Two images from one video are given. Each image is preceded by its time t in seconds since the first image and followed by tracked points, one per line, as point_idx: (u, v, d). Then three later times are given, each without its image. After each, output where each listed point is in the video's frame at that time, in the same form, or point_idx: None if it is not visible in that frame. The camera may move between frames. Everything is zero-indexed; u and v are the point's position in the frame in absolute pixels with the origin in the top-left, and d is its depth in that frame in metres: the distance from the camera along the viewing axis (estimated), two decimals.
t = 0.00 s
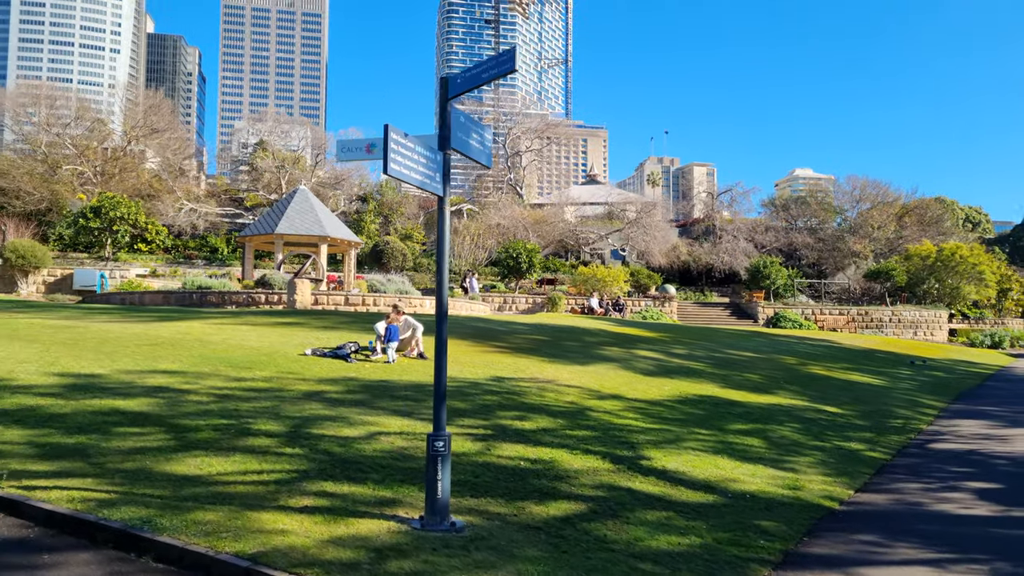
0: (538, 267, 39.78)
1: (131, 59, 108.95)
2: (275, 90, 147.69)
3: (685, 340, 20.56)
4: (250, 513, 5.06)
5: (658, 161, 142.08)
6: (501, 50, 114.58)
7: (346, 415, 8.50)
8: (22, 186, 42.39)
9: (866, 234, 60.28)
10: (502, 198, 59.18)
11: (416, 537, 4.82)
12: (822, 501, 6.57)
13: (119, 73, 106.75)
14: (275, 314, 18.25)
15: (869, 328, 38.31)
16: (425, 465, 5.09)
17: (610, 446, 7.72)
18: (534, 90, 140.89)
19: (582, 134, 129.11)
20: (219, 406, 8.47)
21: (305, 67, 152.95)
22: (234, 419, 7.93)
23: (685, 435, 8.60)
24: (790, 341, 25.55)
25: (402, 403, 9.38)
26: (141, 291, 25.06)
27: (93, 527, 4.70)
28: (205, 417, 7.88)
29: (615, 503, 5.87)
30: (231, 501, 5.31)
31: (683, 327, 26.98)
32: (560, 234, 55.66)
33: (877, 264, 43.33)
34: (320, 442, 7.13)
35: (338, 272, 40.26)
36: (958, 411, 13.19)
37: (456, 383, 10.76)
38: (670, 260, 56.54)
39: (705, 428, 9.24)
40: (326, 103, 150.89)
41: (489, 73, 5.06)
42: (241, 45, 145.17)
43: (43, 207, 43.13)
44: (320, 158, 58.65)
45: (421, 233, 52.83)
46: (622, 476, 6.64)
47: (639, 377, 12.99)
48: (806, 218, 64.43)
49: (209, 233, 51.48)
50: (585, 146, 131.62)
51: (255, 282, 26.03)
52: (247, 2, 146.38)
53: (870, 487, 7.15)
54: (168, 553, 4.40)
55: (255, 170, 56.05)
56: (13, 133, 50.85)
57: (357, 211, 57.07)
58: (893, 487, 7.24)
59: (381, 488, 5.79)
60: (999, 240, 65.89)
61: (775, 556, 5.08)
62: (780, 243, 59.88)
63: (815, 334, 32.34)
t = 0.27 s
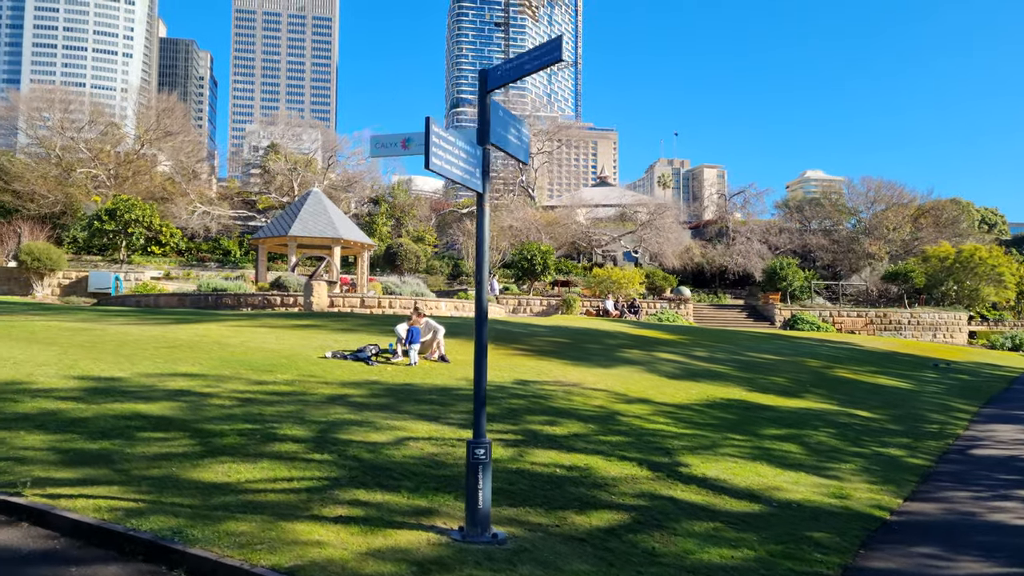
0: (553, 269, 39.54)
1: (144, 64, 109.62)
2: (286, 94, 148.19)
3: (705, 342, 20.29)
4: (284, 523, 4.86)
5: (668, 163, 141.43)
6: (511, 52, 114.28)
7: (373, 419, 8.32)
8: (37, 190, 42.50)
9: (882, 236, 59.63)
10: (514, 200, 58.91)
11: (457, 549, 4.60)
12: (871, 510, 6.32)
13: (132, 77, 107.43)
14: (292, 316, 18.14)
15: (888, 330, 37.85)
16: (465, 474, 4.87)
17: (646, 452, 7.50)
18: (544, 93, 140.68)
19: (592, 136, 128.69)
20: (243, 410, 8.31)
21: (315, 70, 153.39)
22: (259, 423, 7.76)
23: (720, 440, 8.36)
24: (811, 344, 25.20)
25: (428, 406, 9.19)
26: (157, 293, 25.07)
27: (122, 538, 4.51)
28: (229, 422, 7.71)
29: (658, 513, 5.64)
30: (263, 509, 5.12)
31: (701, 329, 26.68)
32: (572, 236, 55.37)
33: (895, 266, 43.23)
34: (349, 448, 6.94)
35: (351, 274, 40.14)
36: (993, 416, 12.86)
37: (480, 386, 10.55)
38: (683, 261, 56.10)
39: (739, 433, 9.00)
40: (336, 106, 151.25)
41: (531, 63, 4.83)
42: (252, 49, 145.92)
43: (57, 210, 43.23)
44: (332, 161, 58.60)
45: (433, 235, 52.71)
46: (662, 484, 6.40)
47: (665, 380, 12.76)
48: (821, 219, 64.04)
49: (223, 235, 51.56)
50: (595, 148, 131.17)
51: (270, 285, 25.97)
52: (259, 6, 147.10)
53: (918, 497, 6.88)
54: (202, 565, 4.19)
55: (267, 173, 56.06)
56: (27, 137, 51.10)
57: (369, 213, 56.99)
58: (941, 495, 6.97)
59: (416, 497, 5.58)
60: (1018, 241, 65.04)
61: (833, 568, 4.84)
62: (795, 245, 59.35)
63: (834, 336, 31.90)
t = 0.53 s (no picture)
0: (568, 271, 39.26)
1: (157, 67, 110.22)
2: (297, 97, 148.61)
3: (727, 345, 19.97)
4: (322, 537, 4.62)
5: (678, 165, 140.84)
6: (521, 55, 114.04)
7: (401, 425, 8.09)
8: (52, 193, 42.55)
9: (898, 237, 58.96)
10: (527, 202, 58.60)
11: (506, 565, 4.36)
12: (928, 523, 6.03)
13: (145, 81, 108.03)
14: (309, 319, 17.96)
15: (908, 333, 37.37)
16: (512, 486, 4.62)
17: (685, 460, 7.23)
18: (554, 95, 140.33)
19: (603, 138, 128.25)
20: (268, 415, 8.09)
21: (326, 73, 153.75)
22: (285, 429, 7.54)
23: (759, 448, 8.08)
24: (833, 347, 24.81)
25: (457, 411, 8.95)
26: (173, 296, 24.98)
27: (154, 552, 4.29)
28: (255, 428, 7.48)
29: (709, 526, 5.37)
30: (298, 522, 4.90)
31: (719, 331, 26.34)
32: (584, 238, 55.06)
33: (916, 267, 42.92)
34: (380, 456, 6.70)
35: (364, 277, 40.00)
36: None
37: (506, 391, 10.31)
38: (697, 263, 55.63)
39: (777, 440, 8.71)
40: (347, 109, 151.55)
41: (581, 53, 4.59)
42: (264, 53, 146.59)
43: (71, 213, 43.26)
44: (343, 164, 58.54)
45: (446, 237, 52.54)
46: (708, 495, 6.12)
47: (693, 384, 12.48)
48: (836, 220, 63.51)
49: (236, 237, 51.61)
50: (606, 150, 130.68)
51: (286, 286, 25.86)
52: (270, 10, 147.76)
53: (975, 509, 6.57)
54: None
55: (279, 176, 56.06)
56: (42, 140, 51.32)
57: (381, 215, 56.89)
58: (998, 507, 6.66)
59: (455, 509, 5.34)
60: None
61: None
62: (810, 247, 58.78)
63: (854, 339, 31.44)
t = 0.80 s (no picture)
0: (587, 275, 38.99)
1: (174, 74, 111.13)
2: (312, 103, 149.38)
3: (755, 351, 19.62)
4: (372, 554, 4.41)
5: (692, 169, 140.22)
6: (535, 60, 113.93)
7: (437, 434, 7.87)
8: (71, 198, 42.75)
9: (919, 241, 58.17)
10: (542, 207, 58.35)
11: None
12: (998, 540, 5.73)
13: (162, 87, 108.96)
14: (332, 323, 17.80)
15: (933, 338, 36.79)
16: (571, 501, 4.39)
17: (735, 472, 6.96)
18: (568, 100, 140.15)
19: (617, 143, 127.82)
20: (301, 423, 7.91)
21: (340, 78, 154.48)
22: (320, 437, 7.34)
23: (808, 459, 7.79)
24: (860, 353, 24.38)
25: (492, 420, 8.72)
26: (193, 300, 24.94)
27: (199, 569, 4.10)
28: (289, 436, 7.30)
29: (772, 544, 5.11)
30: (345, 538, 4.68)
31: (743, 337, 25.98)
32: (600, 242, 54.76)
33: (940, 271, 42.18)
34: (420, 467, 6.48)
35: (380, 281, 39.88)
36: None
37: (540, 398, 10.07)
38: (715, 267, 55.12)
39: (824, 450, 8.42)
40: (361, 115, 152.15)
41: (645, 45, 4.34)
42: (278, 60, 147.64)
43: (90, 218, 43.44)
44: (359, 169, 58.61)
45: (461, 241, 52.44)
46: (765, 510, 5.86)
47: (727, 392, 12.19)
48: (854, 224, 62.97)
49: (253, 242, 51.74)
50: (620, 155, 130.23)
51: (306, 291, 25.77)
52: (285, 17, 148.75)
53: None
54: None
55: (295, 182, 56.21)
56: (61, 146, 51.73)
57: (396, 219, 56.89)
58: None
59: (506, 524, 5.12)
60: None
61: None
62: (828, 251, 58.14)
63: (879, 345, 30.91)
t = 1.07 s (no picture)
0: (609, 278, 38.67)
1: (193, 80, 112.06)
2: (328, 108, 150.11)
3: (785, 355, 19.25)
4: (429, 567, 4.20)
5: (709, 172, 139.15)
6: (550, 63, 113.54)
7: (478, 439, 7.66)
8: (94, 203, 42.97)
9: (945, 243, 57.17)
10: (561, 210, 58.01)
11: None
12: None
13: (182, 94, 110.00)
14: (356, 327, 17.66)
15: (963, 342, 36.03)
16: (641, 511, 4.15)
17: (790, 480, 6.70)
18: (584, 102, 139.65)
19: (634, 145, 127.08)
20: (338, 428, 7.73)
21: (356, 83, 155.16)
22: (359, 443, 7.16)
23: (862, 467, 7.50)
24: (890, 356, 23.88)
25: (531, 425, 8.50)
26: (216, 304, 24.95)
27: None
28: (328, 442, 7.12)
29: (843, 558, 4.85)
30: (399, 549, 4.48)
31: (769, 340, 25.56)
32: (619, 245, 54.35)
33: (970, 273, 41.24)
34: (464, 474, 6.27)
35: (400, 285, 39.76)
36: None
37: (577, 403, 9.83)
38: (736, 270, 54.49)
39: (877, 457, 8.11)
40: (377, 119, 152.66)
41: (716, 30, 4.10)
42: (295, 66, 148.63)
43: (113, 223, 43.63)
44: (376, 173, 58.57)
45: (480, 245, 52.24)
46: (829, 521, 5.60)
47: (765, 396, 11.88)
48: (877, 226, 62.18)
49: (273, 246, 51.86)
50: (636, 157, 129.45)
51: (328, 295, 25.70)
52: (302, 23, 149.67)
53: None
54: None
55: (314, 186, 56.30)
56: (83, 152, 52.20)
57: (415, 223, 56.81)
58: None
59: (563, 535, 4.90)
60: None
61: None
62: (851, 254, 57.34)
63: (908, 349, 30.31)
